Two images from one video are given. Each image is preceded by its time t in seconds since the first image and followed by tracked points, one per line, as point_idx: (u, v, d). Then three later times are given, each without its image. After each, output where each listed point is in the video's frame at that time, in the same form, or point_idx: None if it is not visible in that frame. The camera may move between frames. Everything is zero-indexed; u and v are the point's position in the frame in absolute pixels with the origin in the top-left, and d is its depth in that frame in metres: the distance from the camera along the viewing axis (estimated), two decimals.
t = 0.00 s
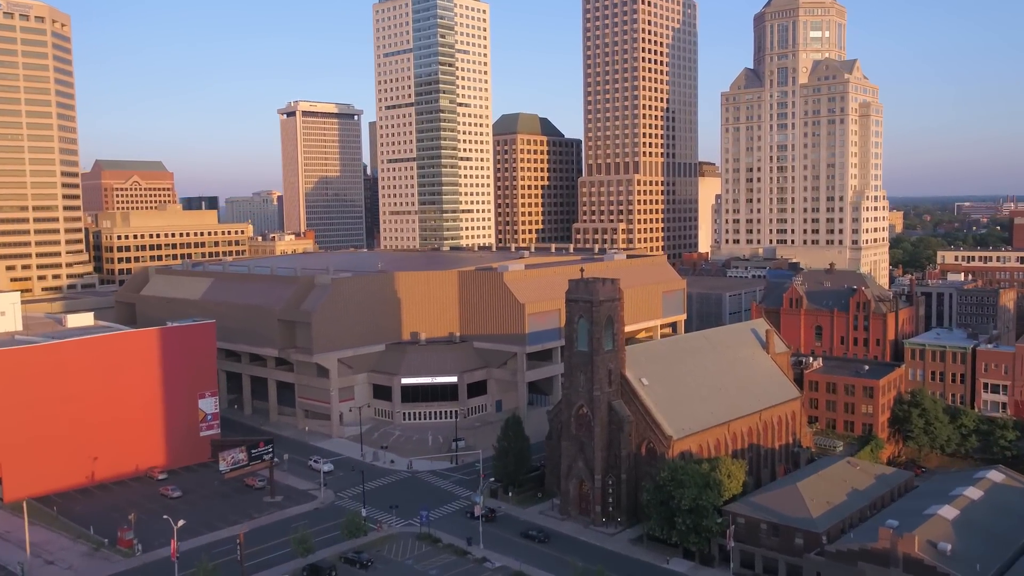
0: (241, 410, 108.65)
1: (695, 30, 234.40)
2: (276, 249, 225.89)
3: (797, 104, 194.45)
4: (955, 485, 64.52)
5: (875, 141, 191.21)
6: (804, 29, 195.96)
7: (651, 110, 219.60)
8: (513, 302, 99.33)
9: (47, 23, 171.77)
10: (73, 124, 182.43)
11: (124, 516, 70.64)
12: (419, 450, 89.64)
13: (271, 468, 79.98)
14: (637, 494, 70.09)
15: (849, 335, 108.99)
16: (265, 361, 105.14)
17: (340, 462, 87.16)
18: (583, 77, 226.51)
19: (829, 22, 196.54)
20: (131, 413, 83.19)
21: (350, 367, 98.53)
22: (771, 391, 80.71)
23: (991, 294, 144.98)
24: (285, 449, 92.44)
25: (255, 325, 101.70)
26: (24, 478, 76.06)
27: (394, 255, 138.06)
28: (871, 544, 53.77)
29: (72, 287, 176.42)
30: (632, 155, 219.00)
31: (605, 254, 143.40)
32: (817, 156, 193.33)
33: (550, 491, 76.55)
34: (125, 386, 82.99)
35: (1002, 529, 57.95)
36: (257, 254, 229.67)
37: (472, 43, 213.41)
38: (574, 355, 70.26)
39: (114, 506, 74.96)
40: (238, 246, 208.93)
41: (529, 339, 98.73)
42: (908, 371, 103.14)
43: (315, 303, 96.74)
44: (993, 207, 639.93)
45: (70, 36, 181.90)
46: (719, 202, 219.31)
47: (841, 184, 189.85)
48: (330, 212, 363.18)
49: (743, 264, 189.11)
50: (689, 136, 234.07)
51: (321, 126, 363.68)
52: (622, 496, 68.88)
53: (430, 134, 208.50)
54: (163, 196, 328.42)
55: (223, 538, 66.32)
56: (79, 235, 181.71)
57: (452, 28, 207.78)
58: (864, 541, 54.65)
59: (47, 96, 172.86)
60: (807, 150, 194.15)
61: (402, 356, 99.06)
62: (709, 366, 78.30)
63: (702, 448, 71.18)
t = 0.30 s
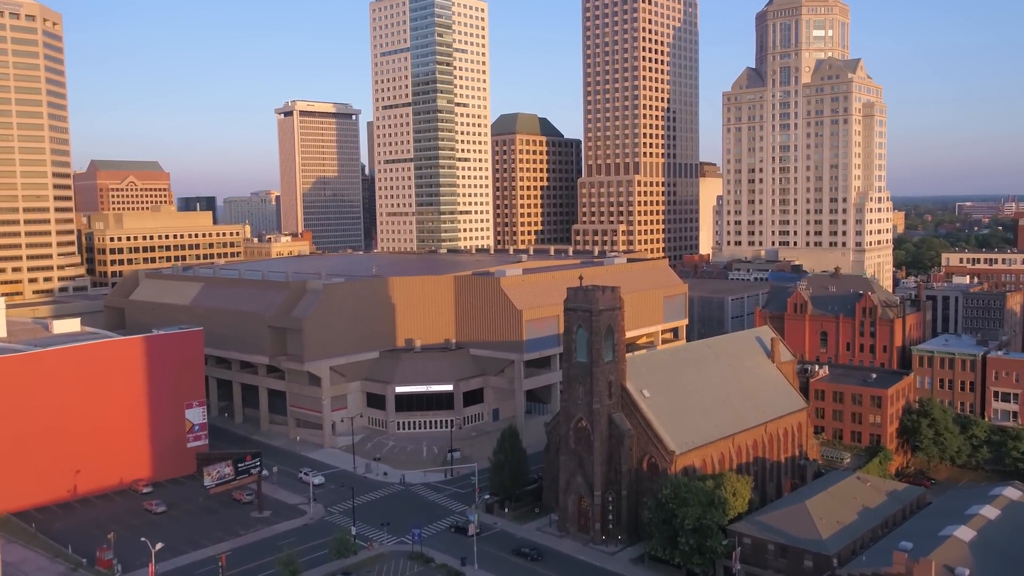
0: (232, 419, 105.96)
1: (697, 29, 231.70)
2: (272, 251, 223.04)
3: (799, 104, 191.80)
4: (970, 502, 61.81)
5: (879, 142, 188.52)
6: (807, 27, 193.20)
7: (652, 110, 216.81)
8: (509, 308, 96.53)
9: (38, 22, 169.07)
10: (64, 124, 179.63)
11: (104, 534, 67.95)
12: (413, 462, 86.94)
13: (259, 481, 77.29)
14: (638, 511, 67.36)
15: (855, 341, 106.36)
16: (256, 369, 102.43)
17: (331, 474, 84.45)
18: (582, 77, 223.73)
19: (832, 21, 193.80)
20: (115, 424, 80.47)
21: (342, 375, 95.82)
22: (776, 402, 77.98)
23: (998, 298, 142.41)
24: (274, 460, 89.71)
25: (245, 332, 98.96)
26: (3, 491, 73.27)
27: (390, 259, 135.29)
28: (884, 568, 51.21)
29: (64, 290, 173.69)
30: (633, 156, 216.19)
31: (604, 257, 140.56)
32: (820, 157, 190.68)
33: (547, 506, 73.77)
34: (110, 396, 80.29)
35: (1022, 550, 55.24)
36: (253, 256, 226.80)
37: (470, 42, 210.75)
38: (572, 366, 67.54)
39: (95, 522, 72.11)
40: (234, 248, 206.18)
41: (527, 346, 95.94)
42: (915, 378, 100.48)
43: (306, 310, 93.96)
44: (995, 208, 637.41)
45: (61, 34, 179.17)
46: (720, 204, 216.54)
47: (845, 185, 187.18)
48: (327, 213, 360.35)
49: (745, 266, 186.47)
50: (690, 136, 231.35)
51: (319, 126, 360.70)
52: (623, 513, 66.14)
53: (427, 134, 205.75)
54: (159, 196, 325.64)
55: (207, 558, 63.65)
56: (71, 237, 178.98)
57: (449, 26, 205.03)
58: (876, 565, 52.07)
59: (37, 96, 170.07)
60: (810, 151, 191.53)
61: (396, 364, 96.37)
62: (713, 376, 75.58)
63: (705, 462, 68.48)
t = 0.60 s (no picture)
0: (223, 427, 103.43)
1: (698, 28, 229.27)
2: (268, 252, 220.30)
3: (802, 104, 189.35)
4: (987, 521, 59.21)
5: (883, 143, 185.87)
6: (810, 26, 190.64)
7: (652, 110, 214.22)
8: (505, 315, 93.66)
9: (30, 21, 166.58)
10: (57, 124, 177.24)
11: (85, 552, 65.33)
12: (408, 473, 84.41)
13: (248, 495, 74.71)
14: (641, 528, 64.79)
15: (862, 347, 103.91)
16: (248, 376, 99.88)
17: (324, 486, 81.89)
18: (582, 76, 221.17)
19: (836, 20, 191.22)
20: (100, 435, 77.91)
21: (336, 383, 93.37)
22: (783, 412, 75.42)
23: (1005, 302, 139.92)
24: (266, 471, 87.19)
25: (236, 338, 96.38)
26: None
27: (386, 262, 132.69)
28: None
29: (56, 293, 171.12)
30: (633, 156, 213.60)
31: (604, 260, 137.97)
32: (823, 158, 188.21)
33: (546, 521, 71.17)
34: (95, 405, 77.72)
35: None
36: (249, 257, 224.18)
37: (468, 41, 208.12)
38: (572, 378, 65.02)
39: (77, 538, 69.43)
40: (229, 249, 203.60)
41: (525, 353, 92.92)
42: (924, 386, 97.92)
43: (299, 317, 91.40)
44: (996, 208, 635.54)
45: (54, 33, 176.57)
46: (722, 205, 213.97)
47: (848, 186, 184.66)
48: (325, 213, 357.83)
49: (747, 268, 184.02)
50: (691, 137, 228.78)
51: (317, 126, 358.21)
52: (624, 531, 63.57)
53: (425, 134, 203.24)
54: (155, 197, 323.23)
55: None
56: (64, 239, 176.41)
57: (448, 26, 202.43)
58: None
59: (29, 95, 167.51)
60: (814, 151, 189.01)
61: (391, 372, 93.86)
62: (718, 386, 73.01)
63: (710, 477, 65.94)
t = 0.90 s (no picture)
0: (214, 437, 100.59)
1: (700, 27, 226.55)
2: (264, 254, 217.45)
3: (806, 104, 186.73)
4: (1008, 544, 56.33)
5: (888, 144, 183.09)
6: (814, 25, 187.82)
7: (654, 110, 211.37)
8: (503, 322, 90.66)
9: (20, 19, 163.88)
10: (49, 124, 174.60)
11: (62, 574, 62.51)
12: (403, 487, 81.60)
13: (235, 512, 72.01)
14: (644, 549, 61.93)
15: (870, 355, 101.16)
16: (240, 385, 97.05)
17: (315, 501, 79.04)
18: (583, 76, 218.38)
19: (840, 19, 188.43)
20: (84, 449, 75.05)
21: (328, 393, 90.57)
22: (791, 426, 72.59)
23: (1014, 306, 137.18)
24: (255, 484, 84.38)
25: (226, 346, 93.52)
26: None
27: (382, 266, 129.83)
28: None
29: (47, 296, 168.25)
30: (634, 157, 210.78)
31: (605, 264, 135.11)
32: (827, 159, 185.51)
33: (546, 539, 68.30)
34: (78, 418, 74.84)
35: None
36: (245, 259, 221.36)
37: (467, 41, 205.27)
38: (572, 392, 62.23)
39: (56, 558, 66.62)
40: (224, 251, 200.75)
41: (524, 362, 89.81)
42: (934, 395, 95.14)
43: (290, 324, 88.56)
44: (998, 208, 633.57)
45: (45, 32, 173.76)
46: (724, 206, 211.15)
47: (853, 187, 181.92)
48: (323, 214, 354.94)
49: (750, 271, 181.25)
50: (693, 137, 225.94)
51: (315, 126, 355.36)
52: (627, 552, 60.73)
53: (423, 135, 200.46)
54: (151, 198, 320.47)
55: None
56: (55, 242, 173.58)
57: (446, 25, 199.60)
58: None
59: (19, 95, 164.72)
60: (817, 152, 186.29)
61: (386, 381, 91.08)
62: (724, 399, 70.16)
63: (716, 496, 63.15)
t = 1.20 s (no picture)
0: (203, 448, 97.66)
1: (701, 26, 223.51)
2: (259, 257, 214.32)
3: (810, 105, 183.86)
4: None
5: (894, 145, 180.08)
6: (819, 24, 184.81)
7: (655, 110, 208.36)
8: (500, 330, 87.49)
9: (10, 18, 161.02)
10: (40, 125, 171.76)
11: None
12: (397, 503, 78.68)
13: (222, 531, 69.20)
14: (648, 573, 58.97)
15: (879, 364, 98.38)
16: (229, 395, 94.07)
17: (305, 518, 76.18)
18: (583, 76, 215.36)
19: (845, 18, 185.41)
20: (64, 464, 72.12)
21: (320, 404, 87.70)
22: (801, 441, 69.65)
23: None
24: (245, 499, 81.51)
25: (215, 355, 90.52)
26: None
27: (378, 271, 126.83)
28: None
29: (38, 300, 165.34)
30: (635, 158, 207.81)
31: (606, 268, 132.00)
32: (831, 160, 182.57)
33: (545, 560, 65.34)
34: (58, 433, 71.91)
35: None
36: (240, 262, 218.26)
37: (466, 40, 202.26)
38: (572, 408, 59.30)
39: None
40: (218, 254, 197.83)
41: (522, 372, 86.68)
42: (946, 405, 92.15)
43: (281, 333, 85.64)
44: (1001, 208, 630.53)
45: (36, 30, 170.83)
46: (726, 208, 208.19)
47: (858, 189, 179.03)
48: (321, 215, 351.86)
49: (753, 274, 178.27)
50: (695, 137, 222.92)
51: (312, 126, 352.27)
52: None
53: (420, 135, 197.54)
54: (148, 199, 317.52)
55: None
56: (46, 244, 170.57)
57: (444, 23, 196.51)
58: None
59: (9, 95, 161.78)
60: (821, 153, 183.49)
61: (380, 392, 88.14)
62: (731, 413, 67.16)
63: (724, 517, 60.19)
